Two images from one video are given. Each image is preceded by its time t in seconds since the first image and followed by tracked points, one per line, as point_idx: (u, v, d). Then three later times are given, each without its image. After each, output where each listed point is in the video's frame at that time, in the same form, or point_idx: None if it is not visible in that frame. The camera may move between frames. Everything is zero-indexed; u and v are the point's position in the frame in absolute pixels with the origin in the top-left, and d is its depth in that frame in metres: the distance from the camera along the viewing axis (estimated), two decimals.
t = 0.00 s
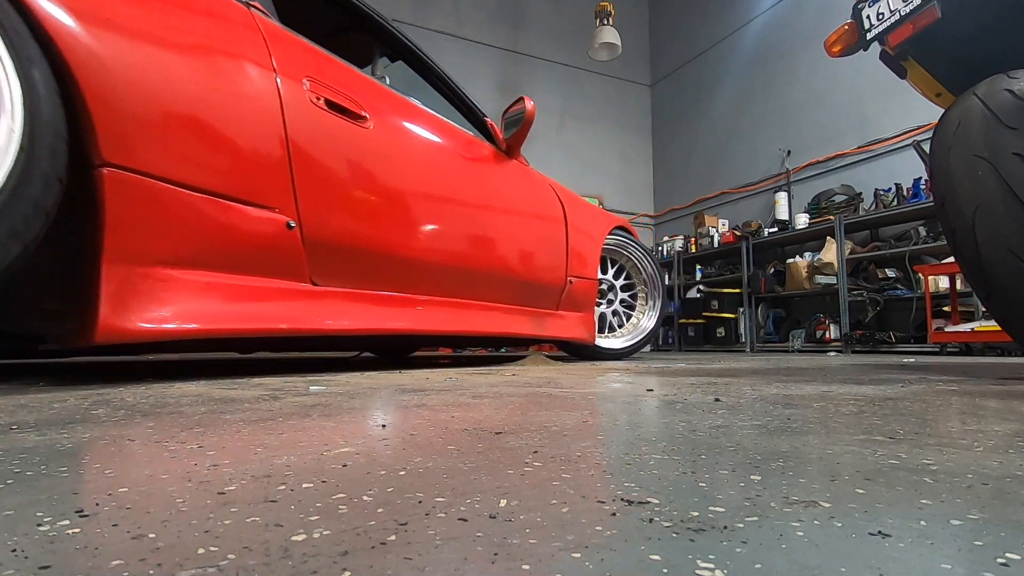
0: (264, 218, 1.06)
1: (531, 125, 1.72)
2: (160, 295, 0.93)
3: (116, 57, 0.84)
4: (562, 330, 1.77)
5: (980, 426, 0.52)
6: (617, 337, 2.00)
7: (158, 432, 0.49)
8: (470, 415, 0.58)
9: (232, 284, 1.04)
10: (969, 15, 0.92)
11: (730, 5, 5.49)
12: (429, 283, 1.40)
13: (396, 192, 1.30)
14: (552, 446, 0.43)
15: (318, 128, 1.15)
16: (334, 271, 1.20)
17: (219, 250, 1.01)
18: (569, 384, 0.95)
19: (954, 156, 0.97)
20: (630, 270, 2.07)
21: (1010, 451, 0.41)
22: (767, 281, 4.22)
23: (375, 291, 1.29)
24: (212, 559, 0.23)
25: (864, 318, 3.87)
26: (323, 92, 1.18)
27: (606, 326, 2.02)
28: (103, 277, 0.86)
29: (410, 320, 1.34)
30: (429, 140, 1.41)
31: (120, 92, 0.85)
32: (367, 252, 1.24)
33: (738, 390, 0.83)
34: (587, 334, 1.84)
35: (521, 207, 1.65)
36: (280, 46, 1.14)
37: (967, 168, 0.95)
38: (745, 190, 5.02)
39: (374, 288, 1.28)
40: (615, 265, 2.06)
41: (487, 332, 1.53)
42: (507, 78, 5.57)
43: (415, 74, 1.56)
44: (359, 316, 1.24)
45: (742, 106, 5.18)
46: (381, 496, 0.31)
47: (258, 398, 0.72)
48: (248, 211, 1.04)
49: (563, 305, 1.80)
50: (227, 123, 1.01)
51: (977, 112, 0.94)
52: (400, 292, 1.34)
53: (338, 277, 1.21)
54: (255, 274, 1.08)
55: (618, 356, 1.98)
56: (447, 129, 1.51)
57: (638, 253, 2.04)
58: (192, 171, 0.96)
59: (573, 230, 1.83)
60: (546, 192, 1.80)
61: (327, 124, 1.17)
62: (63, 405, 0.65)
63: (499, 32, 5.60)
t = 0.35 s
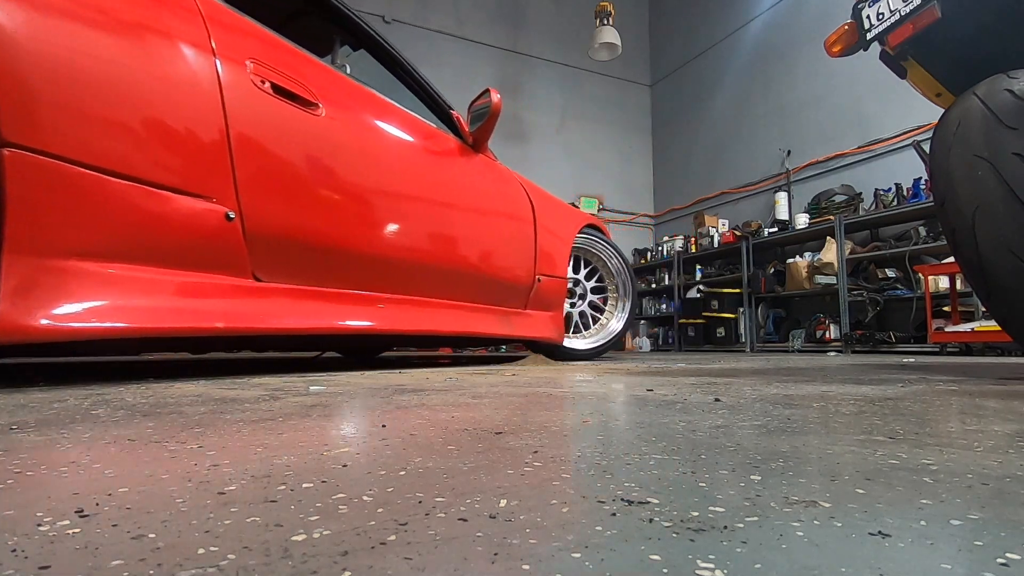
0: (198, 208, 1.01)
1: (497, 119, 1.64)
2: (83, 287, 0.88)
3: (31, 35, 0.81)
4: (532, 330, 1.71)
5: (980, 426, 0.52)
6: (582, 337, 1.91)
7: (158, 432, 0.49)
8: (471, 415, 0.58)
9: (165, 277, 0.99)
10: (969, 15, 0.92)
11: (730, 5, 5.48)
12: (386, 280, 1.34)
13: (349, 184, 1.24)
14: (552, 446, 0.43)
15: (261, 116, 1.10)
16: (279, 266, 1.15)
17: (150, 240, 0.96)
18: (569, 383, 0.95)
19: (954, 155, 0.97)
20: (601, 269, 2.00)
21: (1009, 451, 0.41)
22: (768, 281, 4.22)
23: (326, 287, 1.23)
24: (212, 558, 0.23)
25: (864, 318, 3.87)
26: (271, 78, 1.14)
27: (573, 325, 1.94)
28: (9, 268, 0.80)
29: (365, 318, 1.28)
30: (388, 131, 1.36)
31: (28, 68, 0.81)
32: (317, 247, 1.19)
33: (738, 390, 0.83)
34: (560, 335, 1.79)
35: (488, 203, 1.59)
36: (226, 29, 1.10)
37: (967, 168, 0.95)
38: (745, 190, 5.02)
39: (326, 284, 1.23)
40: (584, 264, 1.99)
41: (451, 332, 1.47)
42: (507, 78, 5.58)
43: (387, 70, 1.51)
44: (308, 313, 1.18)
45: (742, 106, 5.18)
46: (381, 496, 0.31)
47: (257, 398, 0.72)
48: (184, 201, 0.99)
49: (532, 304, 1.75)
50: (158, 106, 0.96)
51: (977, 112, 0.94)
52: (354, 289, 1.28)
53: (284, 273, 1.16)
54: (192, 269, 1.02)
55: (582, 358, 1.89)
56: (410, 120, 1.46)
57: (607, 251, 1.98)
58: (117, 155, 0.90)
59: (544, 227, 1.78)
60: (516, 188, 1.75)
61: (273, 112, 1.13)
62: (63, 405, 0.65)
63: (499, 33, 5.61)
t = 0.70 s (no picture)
0: (135, 199, 0.95)
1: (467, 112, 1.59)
2: (4, 282, 0.82)
3: None
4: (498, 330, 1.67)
5: (979, 426, 0.52)
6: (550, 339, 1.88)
7: (157, 432, 0.49)
8: (470, 415, 0.58)
9: (98, 272, 0.93)
10: (969, 14, 0.92)
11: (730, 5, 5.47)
12: (343, 278, 1.29)
13: (303, 178, 1.19)
14: (552, 446, 0.43)
15: (209, 103, 1.04)
16: (225, 261, 1.09)
17: (79, 234, 0.90)
18: (570, 383, 0.95)
19: (953, 155, 0.97)
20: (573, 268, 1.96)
21: (1010, 452, 0.41)
22: (767, 281, 4.22)
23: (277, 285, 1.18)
24: (212, 559, 0.23)
25: (864, 318, 3.87)
26: (218, 64, 1.08)
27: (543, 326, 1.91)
28: None
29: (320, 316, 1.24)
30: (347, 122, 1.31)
31: None
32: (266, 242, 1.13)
33: (738, 390, 0.83)
34: (528, 334, 1.75)
35: (454, 199, 1.55)
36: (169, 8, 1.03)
37: (967, 168, 0.95)
38: (745, 189, 5.02)
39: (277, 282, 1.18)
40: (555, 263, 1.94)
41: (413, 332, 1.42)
42: (507, 78, 5.58)
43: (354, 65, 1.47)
44: (256, 311, 1.14)
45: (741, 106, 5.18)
46: (381, 496, 0.31)
47: (258, 398, 0.72)
48: (120, 192, 0.93)
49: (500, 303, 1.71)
50: (92, 90, 0.89)
51: (977, 112, 0.94)
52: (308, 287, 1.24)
53: (231, 269, 1.11)
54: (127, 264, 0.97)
55: (552, 358, 1.86)
56: (372, 111, 1.41)
57: (578, 250, 1.93)
58: (43, 140, 0.84)
59: (512, 226, 1.74)
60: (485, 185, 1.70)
61: (220, 99, 1.06)
62: (63, 404, 0.65)
63: (499, 33, 5.61)
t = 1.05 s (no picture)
0: (63, 187, 0.86)
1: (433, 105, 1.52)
2: None
3: None
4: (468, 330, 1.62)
5: (979, 426, 0.52)
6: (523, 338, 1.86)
7: (158, 432, 0.49)
8: (470, 415, 0.58)
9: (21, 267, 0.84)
10: (969, 14, 0.92)
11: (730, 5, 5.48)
12: (304, 276, 1.23)
13: (261, 171, 1.12)
14: (553, 446, 0.43)
15: (155, 89, 0.96)
16: (167, 257, 1.01)
17: (2, 226, 0.81)
18: (572, 384, 0.95)
19: (954, 156, 0.97)
20: (546, 267, 1.95)
21: (1010, 452, 0.41)
22: (767, 281, 4.23)
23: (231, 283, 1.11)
24: (212, 559, 0.23)
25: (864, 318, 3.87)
26: (158, 44, 0.99)
27: (515, 325, 1.89)
28: None
29: (273, 316, 1.16)
30: (309, 113, 1.23)
31: None
32: (212, 238, 1.05)
33: (738, 390, 0.83)
34: (498, 333, 1.71)
35: (424, 195, 1.48)
36: None
37: (967, 168, 0.95)
38: (745, 189, 5.02)
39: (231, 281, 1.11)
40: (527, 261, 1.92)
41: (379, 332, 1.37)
42: (507, 78, 5.58)
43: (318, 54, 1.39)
44: (203, 311, 1.06)
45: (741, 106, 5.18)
46: (381, 496, 0.31)
47: (259, 398, 0.72)
48: (45, 179, 0.84)
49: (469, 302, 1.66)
50: (14, 66, 0.80)
51: (977, 112, 0.94)
52: (265, 286, 1.17)
53: (174, 265, 1.02)
54: (55, 259, 0.88)
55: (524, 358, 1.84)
56: (333, 101, 1.33)
57: (553, 250, 1.93)
58: None
59: (483, 225, 1.68)
60: (455, 182, 1.64)
61: (161, 82, 0.98)
62: (63, 404, 0.65)
63: (499, 33, 5.61)
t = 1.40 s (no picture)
0: None
1: (406, 98, 1.45)
2: None
3: None
4: (442, 329, 1.57)
5: (979, 426, 0.52)
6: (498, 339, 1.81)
7: (158, 432, 0.49)
8: (470, 415, 0.58)
9: None
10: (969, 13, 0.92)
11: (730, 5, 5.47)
12: (267, 274, 1.17)
13: (220, 164, 1.06)
14: (553, 446, 0.43)
15: (103, 75, 0.91)
16: (113, 252, 0.95)
17: None
18: (572, 384, 0.95)
19: (954, 155, 0.97)
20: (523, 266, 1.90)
21: (1010, 452, 0.41)
22: (767, 281, 4.23)
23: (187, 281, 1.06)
24: (212, 559, 0.23)
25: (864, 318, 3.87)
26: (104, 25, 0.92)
27: (491, 326, 1.84)
28: None
29: (232, 315, 1.11)
30: (275, 105, 1.18)
31: None
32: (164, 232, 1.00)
33: (738, 390, 0.84)
34: (474, 333, 1.66)
35: (398, 192, 1.43)
36: None
37: (967, 168, 0.95)
38: (745, 189, 5.02)
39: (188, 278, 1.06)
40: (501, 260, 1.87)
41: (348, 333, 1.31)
42: (507, 78, 5.59)
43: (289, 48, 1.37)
44: (153, 310, 1.00)
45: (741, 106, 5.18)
46: (381, 496, 0.31)
47: (259, 398, 0.72)
48: None
49: (444, 301, 1.61)
50: None
51: (977, 112, 0.94)
52: (225, 283, 1.11)
53: (121, 261, 0.96)
54: None
55: (501, 359, 1.80)
56: (298, 91, 1.27)
57: (529, 247, 1.88)
58: None
59: (460, 223, 1.63)
60: (431, 178, 1.58)
61: (106, 65, 0.91)
62: (63, 404, 0.65)
63: (499, 33, 5.61)
